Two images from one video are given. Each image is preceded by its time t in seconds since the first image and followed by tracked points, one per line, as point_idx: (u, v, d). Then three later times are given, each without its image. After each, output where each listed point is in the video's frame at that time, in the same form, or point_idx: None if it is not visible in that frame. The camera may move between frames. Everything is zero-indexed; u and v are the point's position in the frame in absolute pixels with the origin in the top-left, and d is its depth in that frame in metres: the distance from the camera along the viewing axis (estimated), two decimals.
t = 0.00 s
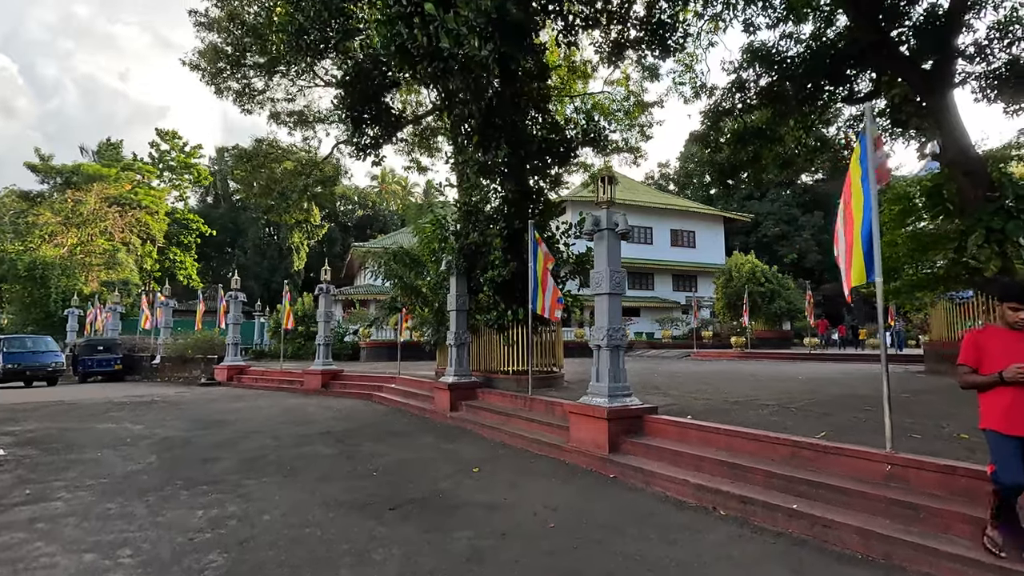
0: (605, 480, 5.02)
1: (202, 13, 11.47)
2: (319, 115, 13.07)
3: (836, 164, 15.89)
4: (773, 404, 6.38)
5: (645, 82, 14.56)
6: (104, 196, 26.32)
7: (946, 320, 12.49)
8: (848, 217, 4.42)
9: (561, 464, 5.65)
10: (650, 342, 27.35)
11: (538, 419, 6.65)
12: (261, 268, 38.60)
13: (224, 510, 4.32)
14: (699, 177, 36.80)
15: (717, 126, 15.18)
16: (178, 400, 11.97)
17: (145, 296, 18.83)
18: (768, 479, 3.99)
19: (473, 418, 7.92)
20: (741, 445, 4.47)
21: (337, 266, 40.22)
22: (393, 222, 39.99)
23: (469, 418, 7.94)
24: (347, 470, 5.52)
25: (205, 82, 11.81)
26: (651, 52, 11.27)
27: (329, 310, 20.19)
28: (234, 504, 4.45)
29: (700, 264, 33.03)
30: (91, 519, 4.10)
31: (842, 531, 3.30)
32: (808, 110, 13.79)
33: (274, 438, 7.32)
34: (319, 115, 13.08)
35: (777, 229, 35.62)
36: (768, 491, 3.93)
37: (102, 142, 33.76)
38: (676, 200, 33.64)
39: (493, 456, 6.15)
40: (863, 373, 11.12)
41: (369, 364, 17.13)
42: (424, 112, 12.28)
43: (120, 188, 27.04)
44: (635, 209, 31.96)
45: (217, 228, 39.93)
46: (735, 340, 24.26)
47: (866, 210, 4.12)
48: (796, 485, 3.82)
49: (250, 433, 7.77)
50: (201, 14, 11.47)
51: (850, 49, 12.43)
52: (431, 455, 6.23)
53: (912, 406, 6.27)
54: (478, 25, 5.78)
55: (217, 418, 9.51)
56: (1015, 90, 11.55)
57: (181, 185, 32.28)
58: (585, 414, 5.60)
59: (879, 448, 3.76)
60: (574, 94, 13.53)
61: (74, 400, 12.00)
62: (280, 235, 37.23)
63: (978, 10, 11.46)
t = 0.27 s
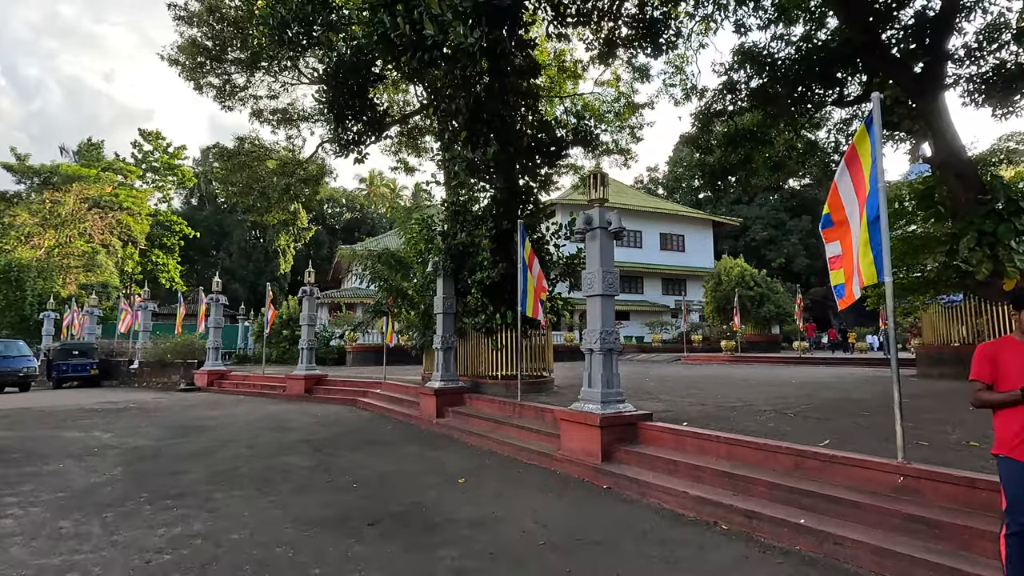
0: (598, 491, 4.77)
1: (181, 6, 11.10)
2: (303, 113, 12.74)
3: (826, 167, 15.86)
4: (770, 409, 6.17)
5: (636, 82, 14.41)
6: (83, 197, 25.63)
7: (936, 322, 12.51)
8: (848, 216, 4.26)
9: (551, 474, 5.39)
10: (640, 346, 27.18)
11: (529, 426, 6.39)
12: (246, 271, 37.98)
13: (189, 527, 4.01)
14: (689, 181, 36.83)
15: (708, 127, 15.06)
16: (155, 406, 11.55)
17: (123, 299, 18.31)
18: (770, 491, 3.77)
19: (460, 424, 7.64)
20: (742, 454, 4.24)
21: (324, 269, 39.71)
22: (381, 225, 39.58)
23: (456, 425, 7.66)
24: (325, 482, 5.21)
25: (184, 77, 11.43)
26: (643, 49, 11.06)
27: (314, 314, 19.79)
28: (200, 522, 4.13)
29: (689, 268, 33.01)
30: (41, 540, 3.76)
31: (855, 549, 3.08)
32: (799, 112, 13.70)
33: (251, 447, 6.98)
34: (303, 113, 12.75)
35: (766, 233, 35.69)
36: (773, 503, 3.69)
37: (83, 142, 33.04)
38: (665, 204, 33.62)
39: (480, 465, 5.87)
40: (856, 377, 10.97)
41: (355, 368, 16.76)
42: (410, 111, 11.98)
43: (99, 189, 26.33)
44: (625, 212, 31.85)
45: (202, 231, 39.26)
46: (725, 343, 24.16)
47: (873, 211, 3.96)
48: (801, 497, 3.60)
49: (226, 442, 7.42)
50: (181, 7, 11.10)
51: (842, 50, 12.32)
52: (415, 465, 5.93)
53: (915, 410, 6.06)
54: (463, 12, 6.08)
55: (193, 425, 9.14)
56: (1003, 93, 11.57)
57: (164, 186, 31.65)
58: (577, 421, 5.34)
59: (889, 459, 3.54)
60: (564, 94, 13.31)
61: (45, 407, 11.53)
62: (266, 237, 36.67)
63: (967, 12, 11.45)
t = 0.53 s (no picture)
0: (588, 504, 4.51)
1: None
2: (283, 111, 12.38)
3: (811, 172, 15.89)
4: (763, 416, 5.98)
5: (623, 84, 14.30)
6: (54, 198, 24.59)
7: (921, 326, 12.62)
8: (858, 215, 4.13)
9: (538, 485, 5.12)
10: (625, 350, 27.09)
11: (515, 434, 6.12)
12: (225, 274, 37.17)
13: (142, 550, 3.66)
14: (673, 187, 36.98)
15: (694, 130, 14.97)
16: (123, 414, 11.03)
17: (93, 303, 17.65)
18: (772, 504, 3.54)
19: (443, 433, 7.34)
20: (740, 464, 4.02)
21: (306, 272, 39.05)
22: (365, 228, 39.07)
23: (439, 433, 7.36)
24: (297, 496, 4.88)
25: (158, 72, 10.99)
26: (630, 49, 10.92)
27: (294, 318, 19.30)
28: (157, 543, 3.79)
29: (674, 273, 33.07)
30: None
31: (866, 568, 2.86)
32: (785, 116, 13.69)
33: (221, 458, 6.61)
34: (283, 111, 12.40)
35: (749, 238, 35.94)
36: (774, 517, 3.47)
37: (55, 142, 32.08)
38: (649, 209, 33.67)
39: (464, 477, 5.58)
40: (844, 382, 10.88)
41: (335, 374, 16.34)
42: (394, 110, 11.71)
43: (71, 190, 25.33)
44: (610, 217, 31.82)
45: (180, 233, 38.37)
46: (710, 348, 24.16)
47: (882, 211, 3.85)
48: (806, 511, 3.38)
49: (194, 452, 7.03)
50: None
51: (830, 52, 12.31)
52: (394, 477, 5.62)
53: (911, 416, 5.91)
54: None
55: (162, 434, 8.69)
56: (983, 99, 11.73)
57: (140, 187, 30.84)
58: (566, 429, 5.09)
59: (897, 470, 3.34)
60: (551, 95, 13.15)
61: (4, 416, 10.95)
62: (246, 240, 35.95)
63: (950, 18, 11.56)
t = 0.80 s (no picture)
0: (570, 519, 4.27)
1: None
2: (258, 109, 11.98)
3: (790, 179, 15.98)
4: (748, 423, 5.83)
5: (605, 88, 14.22)
6: (16, 197, 23.24)
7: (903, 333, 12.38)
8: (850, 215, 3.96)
9: (518, 499, 4.85)
10: (606, 356, 27.00)
11: (494, 444, 5.86)
12: (198, 278, 36.18)
13: None
14: (653, 193, 37.21)
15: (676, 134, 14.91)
16: (80, 424, 10.46)
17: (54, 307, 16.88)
18: (764, 520, 3.35)
19: (418, 442, 7.04)
20: (730, 476, 3.82)
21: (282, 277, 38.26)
22: (343, 232, 38.46)
23: (414, 443, 7.05)
24: (258, 514, 4.54)
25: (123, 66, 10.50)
26: (612, 50, 10.83)
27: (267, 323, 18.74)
28: (97, 569, 3.45)
29: (654, 278, 33.16)
30: None
31: None
32: (765, 121, 13.73)
33: (180, 472, 6.21)
34: (256, 109, 12.01)
35: (727, 245, 36.30)
36: (766, 534, 3.28)
37: (19, 140, 30.86)
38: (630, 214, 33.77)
39: (439, 491, 5.29)
40: (823, 388, 10.87)
41: (309, 380, 15.87)
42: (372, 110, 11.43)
43: (34, 190, 24.31)
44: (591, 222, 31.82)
45: (151, 236, 37.26)
46: (690, 354, 24.21)
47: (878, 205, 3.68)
48: (801, 527, 3.18)
49: (152, 465, 6.60)
50: None
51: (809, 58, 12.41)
52: (364, 491, 5.30)
53: (897, 422, 5.80)
54: None
55: (120, 445, 8.21)
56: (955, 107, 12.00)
57: (109, 189, 29.85)
58: (547, 440, 4.85)
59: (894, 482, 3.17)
60: (532, 98, 13.00)
61: None
62: (220, 243, 35.06)
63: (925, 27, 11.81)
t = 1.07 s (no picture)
0: (540, 534, 4.02)
1: None
2: (220, 103, 11.50)
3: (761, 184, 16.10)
4: (723, 429, 5.70)
5: (580, 90, 14.13)
6: None
7: (869, 337, 12.21)
8: (833, 212, 3.69)
9: (486, 512, 4.58)
10: (581, 360, 26.92)
11: (462, 453, 5.57)
12: (161, 281, 34.92)
13: None
14: (627, 199, 37.44)
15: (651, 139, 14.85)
16: (21, 434, 9.79)
17: None
18: (745, 534, 3.15)
19: (383, 452, 6.70)
20: (708, 487, 3.62)
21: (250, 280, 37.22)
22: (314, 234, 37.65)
23: (379, 452, 6.72)
24: (202, 533, 4.16)
25: (73, 53, 9.93)
26: (588, 50, 10.72)
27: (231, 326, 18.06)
28: None
29: (628, 283, 33.30)
30: None
31: None
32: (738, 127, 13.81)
33: (122, 486, 5.75)
34: (219, 103, 11.54)
35: (700, 251, 36.71)
36: (748, 550, 3.08)
37: None
38: (604, 219, 33.88)
39: (402, 504, 4.98)
40: (795, 392, 10.89)
41: (274, 386, 15.32)
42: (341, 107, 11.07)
43: None
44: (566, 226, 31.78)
45: (112, 237, 35.85)
46: (663, 358, 24.29)
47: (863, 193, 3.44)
48: (784, 543, 2.99)
49: (93, 479, 6.13)
50: None
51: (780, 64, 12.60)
52: (322, 506, 4.95)
53: (871, 427, 5.71)
54: None
55: (61, 456, 7.66)
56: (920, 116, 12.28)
57: (67, 186, 28.60)
58: (517, 449, 4.59)
59: (879, 493, 3.01)
60: (507, 98, 12.81)
61: None
62: (185, 244, 33.94)
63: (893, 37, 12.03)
